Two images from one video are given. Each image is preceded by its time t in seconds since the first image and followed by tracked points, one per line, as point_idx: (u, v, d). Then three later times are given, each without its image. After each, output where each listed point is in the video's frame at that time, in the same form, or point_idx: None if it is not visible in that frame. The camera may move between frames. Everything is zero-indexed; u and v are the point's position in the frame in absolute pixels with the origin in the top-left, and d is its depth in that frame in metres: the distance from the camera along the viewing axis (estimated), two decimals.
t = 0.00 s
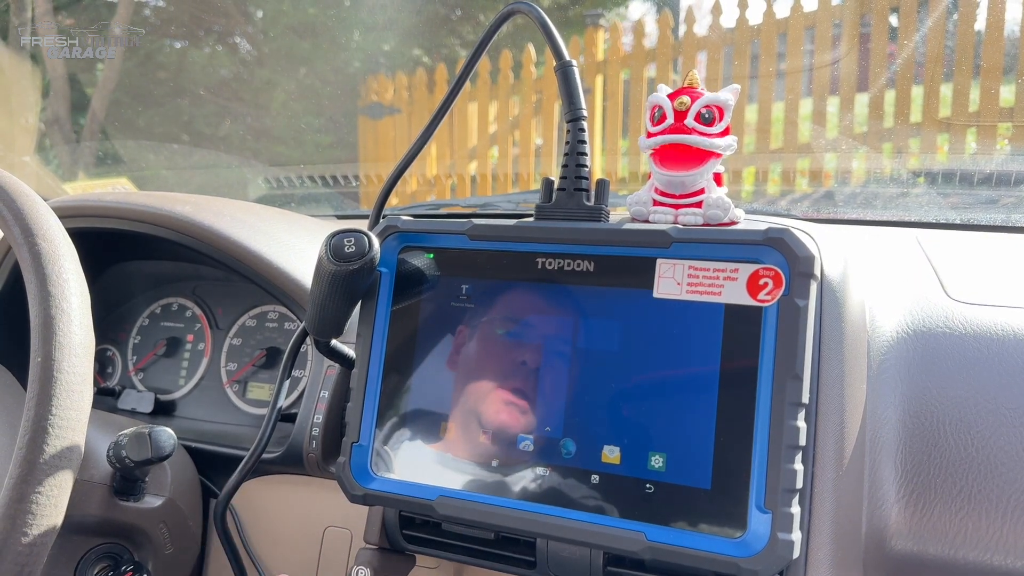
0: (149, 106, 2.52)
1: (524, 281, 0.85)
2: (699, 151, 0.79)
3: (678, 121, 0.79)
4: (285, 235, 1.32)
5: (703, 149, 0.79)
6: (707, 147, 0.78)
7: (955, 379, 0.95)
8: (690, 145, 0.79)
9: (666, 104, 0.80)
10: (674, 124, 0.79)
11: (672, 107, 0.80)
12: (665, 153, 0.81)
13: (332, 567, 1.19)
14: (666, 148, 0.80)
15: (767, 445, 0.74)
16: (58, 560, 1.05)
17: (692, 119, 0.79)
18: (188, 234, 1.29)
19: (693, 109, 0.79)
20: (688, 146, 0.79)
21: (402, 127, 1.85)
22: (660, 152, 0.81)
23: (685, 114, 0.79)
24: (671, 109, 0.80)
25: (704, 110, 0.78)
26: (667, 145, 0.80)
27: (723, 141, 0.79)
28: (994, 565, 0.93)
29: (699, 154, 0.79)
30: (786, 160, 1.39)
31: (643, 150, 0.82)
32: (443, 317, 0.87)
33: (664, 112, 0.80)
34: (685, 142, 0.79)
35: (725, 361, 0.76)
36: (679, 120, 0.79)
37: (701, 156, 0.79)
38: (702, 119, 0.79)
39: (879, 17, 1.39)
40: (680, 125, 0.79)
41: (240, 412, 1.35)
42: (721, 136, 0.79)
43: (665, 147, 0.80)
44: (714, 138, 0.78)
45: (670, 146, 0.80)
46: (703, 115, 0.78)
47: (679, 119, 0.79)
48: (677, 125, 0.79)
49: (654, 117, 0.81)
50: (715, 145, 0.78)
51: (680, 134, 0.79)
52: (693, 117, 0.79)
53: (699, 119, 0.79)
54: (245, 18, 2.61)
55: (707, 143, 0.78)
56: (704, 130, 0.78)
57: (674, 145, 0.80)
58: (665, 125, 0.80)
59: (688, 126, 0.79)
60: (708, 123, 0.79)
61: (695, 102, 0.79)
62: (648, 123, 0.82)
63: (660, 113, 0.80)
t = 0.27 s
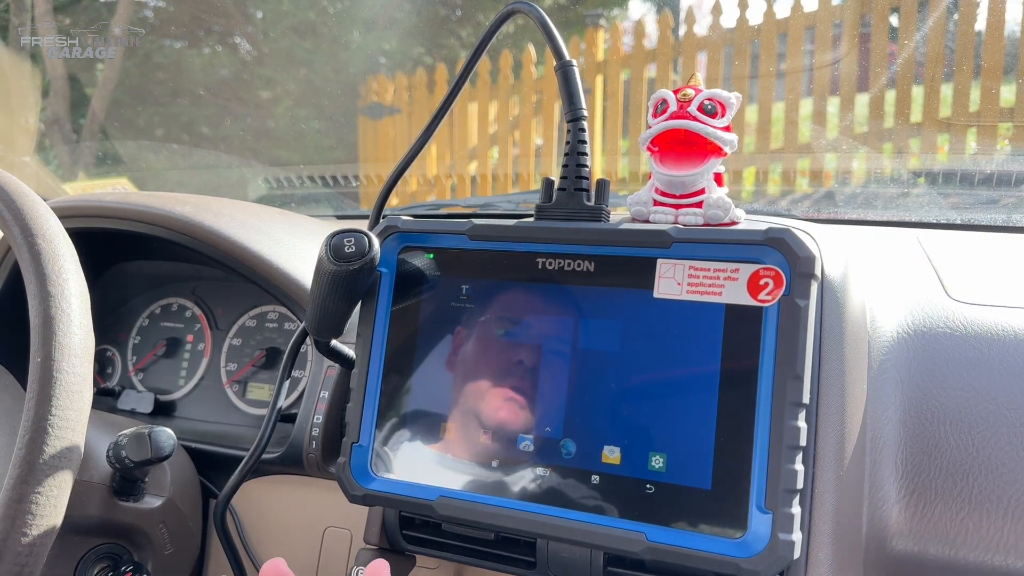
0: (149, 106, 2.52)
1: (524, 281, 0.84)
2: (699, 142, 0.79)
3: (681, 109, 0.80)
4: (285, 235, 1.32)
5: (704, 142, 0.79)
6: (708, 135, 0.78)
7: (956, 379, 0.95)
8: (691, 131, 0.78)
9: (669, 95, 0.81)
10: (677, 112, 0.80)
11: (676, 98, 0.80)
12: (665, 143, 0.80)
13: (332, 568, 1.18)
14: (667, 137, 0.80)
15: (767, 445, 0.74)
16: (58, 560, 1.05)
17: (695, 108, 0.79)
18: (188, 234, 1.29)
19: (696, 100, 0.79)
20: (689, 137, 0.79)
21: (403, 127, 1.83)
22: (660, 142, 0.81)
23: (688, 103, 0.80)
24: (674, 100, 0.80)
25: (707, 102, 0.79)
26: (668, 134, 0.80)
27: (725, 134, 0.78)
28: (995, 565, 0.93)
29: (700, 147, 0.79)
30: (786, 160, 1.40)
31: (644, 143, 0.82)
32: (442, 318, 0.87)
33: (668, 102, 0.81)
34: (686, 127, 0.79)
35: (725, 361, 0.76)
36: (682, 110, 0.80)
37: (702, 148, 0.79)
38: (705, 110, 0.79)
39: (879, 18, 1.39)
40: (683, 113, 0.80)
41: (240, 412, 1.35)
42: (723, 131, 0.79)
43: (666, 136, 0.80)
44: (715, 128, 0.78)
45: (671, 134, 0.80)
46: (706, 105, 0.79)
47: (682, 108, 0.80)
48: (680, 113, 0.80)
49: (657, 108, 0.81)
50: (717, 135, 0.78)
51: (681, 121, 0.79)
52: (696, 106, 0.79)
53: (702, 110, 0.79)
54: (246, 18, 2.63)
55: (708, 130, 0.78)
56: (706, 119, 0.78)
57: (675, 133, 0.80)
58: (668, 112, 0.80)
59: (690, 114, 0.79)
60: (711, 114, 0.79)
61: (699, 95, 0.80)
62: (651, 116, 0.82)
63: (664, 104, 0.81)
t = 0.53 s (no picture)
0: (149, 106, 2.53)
1: (525, 281, 0.84)
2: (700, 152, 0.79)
3: (679, 121, 0.79)
4: (285, 235, 1.32)
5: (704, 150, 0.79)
6: (708, 147, 0.78)
7: (957, 379, 0.95)
8: (691, 146, 0.79)
9: (667, 104, 0.80)
10: (675, 125, 0.79)
11: (673, 107, 0.80)
12: (665, 154, 0.81)
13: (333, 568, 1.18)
14: (667, 150, 0.80)
15: (768, 445, 0.74)
16: (58, 561, 1.05)
17: (693, 120, 0.79)
18: (189, 235, 1.29)
19: (694, 109, 0.79)
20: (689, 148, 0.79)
21: (403, 128, 1.83)
22: (660, 154, 0.81)
23: (686, 114, 0.79)
24: (672, 110, 0.80)
25: (705, 111, 0.78)
26: (668, 147, 0.80)
27: (724, 142, 0.79)
28: (996, 566, 0.93)
29: (701, 156, 0.79)
30: (786, 160, 1.41)
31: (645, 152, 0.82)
32: (443, 318, 0.87)
33: (665, 112, 0.80)
34: (686, 142, 0.79)
35: (726, 362, 0.76)
36: (680, 121, 0.79)
37: (702, 157, 0.79)
38: (704, 120, 0.79)
39: (880, 17, 1.38)
40: (681, 126, 0.79)
41: (241, 412, 1.35)
42: (723, 136, 0.79)
43: (666, 148, 0.80)
44: (715, 139, 0.78)
45: (671, 146, 0.80)
46: (704, 115, 0.78)
47: (680, 119, 0.79)
48: (679, 126, 0.79)
49: (655, 117, 0.81)
50: (717, 146, 0.78)
51: (681, 135, 0.79)
52: (694, 117, 0.79)
53: (700, 120, 0.79)
54: (245, 17, 2.60)
55: (708, 144, 0.78)
56: (705, 130, 0.78)
57: (675, 146, 0.80)
58: (666, 126, 0.80)
59: (689, 127, 0.79)
60: (709, 124, 0.79)
61: (696, 103, 0.79)
62: (649, 124, 0.82)
63: (662, 114, 0.80)
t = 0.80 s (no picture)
0: (149, 107, 2.51)
1: (524, 281, 0.84)
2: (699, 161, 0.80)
3: (677, 136, 0.79)
4: (285, 235, 1.32)
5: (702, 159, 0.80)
6: (707, 160, 0.79)
7: (957, 379, 0.95)
8: (690, 163, 0.79)
9: (663, 117, 0.80)
10: (672, 140, 0.79)
11: (670, 121, 0.79)
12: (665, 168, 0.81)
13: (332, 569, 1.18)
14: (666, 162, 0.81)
15: (768, 445, 0.74)
16: (58, 561, 1.05)
17: (691, 134, 0.79)
18: (189, 235, 1.29)
19: (691, 123, 0.78)
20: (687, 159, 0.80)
21: (403, 128, 1.83)
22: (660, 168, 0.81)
23: (683, 128, 0.79)
24: (669, 123, 0.80)
25: (703, 123, 0.78)
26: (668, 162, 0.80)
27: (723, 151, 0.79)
28: (996, 566, 0.93)
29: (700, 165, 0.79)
30: (786, 160, 1.41)
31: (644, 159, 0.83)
32: (442, 318, 0.87)
33: (663, 126, 0.80)
34: (685, 159, 0.79)
35: (726, 362, 0.76)
36: (678, 134, 0.79)
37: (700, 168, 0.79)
38: (701, 132, 0.79)
39: (880, 17, 1.38)
40: (679, 141, 0.79)
41: (241, 412, 1.35)
42: (720, 144, 0.79)
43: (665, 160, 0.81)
44: (713, 151, 0.79)
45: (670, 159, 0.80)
46: (702, 128, 0.78)
47: (678, 133, 0.79)
48: (677, 141, 0.79)
49: (653, 130, 0.81)
50: (715, 158, 0.79)
51: (679, 150, 0.79)
52: (692, 131, 0.79)
53: (698, 133, 0.79)
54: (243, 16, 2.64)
55: (707, 157, 0.78)
56: (703, 144, 0.79)
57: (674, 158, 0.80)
58: (664, 141, 0.80)
59: (687, 141, 0.79)
60: (707, 136, 0.79)
61: (693, 114, 0.79)
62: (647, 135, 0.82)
63: (659, 126, 0.80)
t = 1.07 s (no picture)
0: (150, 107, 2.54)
1: (525, 282, 0.84)
2: (699, 154, 0.79)
3: (678, 125, 0.79)
4: (285, 235, 1.32)
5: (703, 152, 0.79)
6: (707, 150, 0.78)
7: (956, 379, 0.95)
8: (690, 151, 0.79)
9: (665, 108, 0.80)
10: (674, 129, 0.79)
11: (672, 111, 0.80)
12: (665, 158, 0.81)
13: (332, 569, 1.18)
14: (666, 153, 0.80)
15: (767, 445, 0.74)
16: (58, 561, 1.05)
17: (692, 123, 0.79)
18: (189, 235, 1.29)
19: (693, 113, 0.79)
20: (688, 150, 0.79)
21: (403, 129, 1.83)
22: (660, 157, 0.81)
23: (685, 118, 0.79)
24: (671, 113, 0.80)
25: (704, 114, 0.78)
26: (667, 151, 0.80)
27: (724, 144, 0.79)
28: (996, 567, 0.93)
29: (700, 158, 0.79)
30: (786, 160, 1.41)
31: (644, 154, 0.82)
32: (441, 319, 0.87)
33: (664, 116, 0.80)
34: (685, 146, 0.79)
35: (725, 362, 0.76)
36: (679, 124, 0.79)
37: (701, 159, 0.79)
38: (702, 122, 0.79)
39: (879, 18, 1.38)
40: (680, 130, 0.79)
41: (241, 413, 1.35)
42: (721, 139, 0.79)
43: (665, 151, 0.81)
44: (714, 142, 0.78)
45: (670, 149, 0.80)
46: (703, 118, 0.78)
47: (679, 123, 0.79)
48: (677, 129, 0.79)
49: (654, 121, 0.81)
50: (716, 149, 0.78)
51: (680, 138, 0.79)
52: (693, 121, 0.79)
53: (699, 123, 0.79)
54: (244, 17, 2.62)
55: (707, 147, 0.78)
56: (704, 133, 0.78)
57: (674, 148, 0.80)
58: (665, 129, 0.80)
59: (688, 130, 0.79)
60: (708, 127, 0.79)
61: (695, 105, 0.79)
62: (649, 127, 0.82)
63: (661, 117, 0.80)
